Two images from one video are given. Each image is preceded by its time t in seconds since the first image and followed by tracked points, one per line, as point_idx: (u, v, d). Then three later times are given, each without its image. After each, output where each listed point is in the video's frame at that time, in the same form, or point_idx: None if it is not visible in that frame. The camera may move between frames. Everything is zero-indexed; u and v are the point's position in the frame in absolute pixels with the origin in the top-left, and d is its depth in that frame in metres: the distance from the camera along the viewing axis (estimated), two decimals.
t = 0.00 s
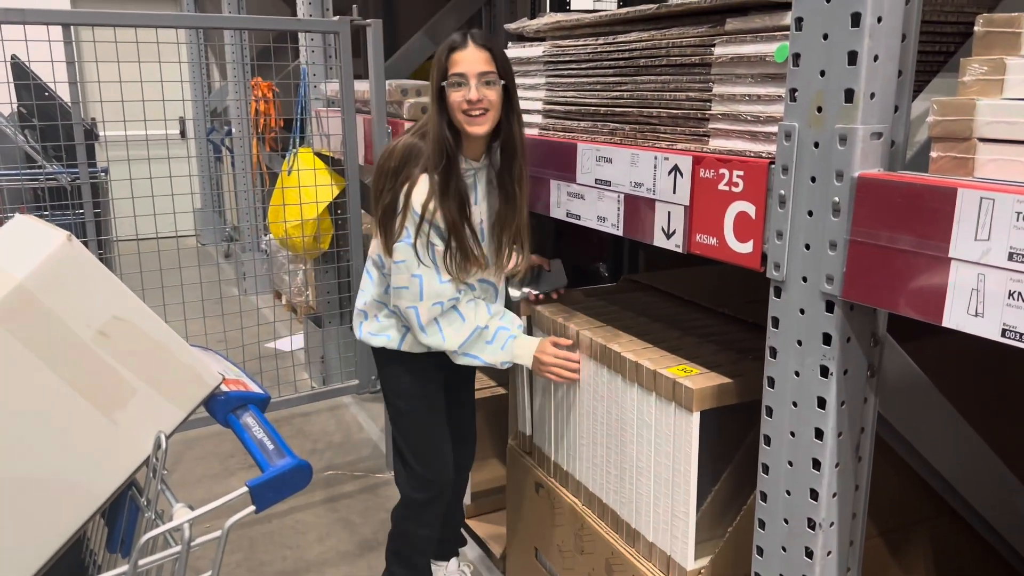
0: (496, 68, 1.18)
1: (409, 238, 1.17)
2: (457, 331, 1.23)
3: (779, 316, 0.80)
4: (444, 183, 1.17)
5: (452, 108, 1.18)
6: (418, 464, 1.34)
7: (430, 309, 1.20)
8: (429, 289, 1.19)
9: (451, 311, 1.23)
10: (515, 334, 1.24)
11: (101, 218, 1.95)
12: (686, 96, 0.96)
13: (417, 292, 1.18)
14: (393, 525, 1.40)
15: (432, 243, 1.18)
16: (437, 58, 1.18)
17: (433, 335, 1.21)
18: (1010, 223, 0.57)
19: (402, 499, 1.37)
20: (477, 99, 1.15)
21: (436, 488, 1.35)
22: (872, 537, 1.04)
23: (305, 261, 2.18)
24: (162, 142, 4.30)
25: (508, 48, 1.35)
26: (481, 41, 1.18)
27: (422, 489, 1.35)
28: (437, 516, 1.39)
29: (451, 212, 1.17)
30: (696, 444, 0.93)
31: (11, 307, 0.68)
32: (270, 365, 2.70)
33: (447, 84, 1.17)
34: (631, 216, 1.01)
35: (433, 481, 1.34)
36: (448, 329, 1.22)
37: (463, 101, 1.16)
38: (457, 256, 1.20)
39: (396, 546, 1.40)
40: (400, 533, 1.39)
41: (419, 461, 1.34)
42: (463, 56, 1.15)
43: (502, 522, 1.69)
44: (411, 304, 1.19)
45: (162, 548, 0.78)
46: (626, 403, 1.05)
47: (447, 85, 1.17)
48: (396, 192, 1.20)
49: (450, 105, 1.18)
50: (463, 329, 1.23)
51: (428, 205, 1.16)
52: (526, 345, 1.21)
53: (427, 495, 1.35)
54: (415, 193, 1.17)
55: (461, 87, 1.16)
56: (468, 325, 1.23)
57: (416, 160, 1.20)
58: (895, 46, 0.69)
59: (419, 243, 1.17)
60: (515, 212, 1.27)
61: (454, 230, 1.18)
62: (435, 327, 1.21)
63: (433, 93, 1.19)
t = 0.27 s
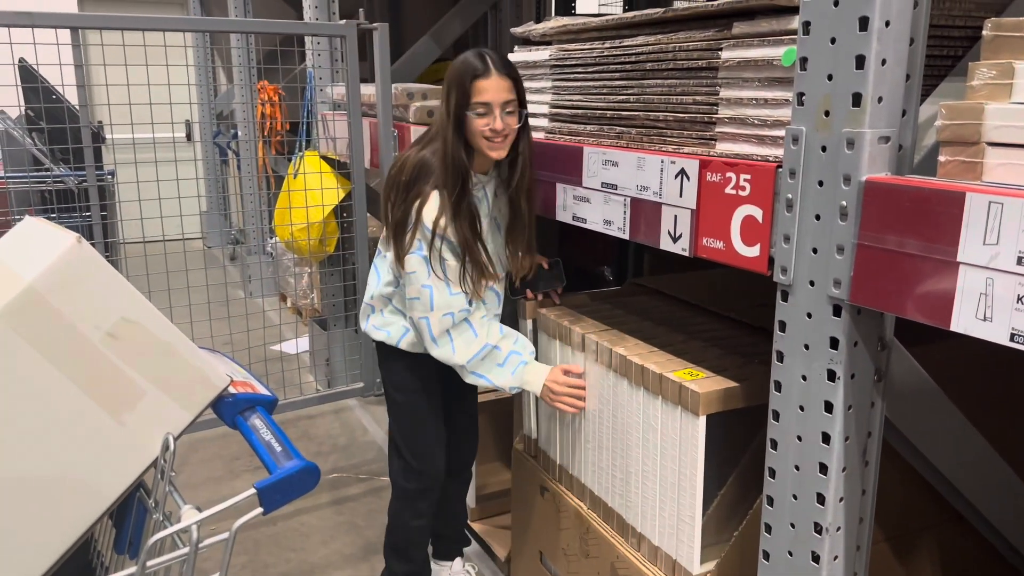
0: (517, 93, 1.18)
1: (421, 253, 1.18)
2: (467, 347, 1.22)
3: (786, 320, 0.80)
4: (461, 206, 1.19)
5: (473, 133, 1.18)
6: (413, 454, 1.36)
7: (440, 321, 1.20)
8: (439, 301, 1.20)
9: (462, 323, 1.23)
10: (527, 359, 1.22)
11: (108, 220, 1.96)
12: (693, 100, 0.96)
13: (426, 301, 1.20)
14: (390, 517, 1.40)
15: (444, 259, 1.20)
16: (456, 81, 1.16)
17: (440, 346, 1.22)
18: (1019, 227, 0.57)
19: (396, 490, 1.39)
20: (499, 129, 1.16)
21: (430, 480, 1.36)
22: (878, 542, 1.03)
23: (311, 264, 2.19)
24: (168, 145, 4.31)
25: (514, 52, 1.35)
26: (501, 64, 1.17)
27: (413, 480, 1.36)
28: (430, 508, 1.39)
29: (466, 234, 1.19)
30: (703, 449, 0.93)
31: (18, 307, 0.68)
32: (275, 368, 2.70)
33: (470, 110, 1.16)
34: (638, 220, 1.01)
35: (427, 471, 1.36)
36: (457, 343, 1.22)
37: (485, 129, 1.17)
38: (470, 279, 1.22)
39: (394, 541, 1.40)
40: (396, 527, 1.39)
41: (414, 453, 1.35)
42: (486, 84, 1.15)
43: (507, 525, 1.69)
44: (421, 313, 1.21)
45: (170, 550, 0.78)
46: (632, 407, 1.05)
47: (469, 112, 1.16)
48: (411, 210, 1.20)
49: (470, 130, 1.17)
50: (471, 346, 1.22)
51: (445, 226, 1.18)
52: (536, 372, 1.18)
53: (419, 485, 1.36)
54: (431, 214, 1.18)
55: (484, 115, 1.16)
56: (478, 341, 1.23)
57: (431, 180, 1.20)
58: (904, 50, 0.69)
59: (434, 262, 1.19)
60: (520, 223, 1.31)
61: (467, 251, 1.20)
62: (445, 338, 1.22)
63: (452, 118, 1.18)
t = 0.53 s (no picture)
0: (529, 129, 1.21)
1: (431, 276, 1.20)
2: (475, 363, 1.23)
3: (791, 323, 0.80)
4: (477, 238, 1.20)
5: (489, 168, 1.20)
6: (412, 450, 1.37)
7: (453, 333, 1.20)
8: (451, 314, 1.20)
9: (473, 338, 1.24)
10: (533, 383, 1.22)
11: (113, 222, 1.96)
12: (697, 103, 0.96)
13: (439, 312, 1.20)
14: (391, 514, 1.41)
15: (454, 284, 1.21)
16: (473, 117, 1.16)
17: (448, 358, 1.22)
18: None
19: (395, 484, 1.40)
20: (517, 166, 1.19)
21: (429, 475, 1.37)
22: (883, 546, 1.03)
23: (315, 266, 2.19)
24: (174, 147, 4.33)
25: (518, 55, 1.35)
26: (516, 101, 1.18)
27: (413, 475, 1.37)
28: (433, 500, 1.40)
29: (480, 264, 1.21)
30: (707, 452, 0.92)
31: (26, 310, 0.69)
32: (280, 370, 2.71)
33: (487, 147, 1.17)
34: (642, 223, 1.01)
35: (426, 467, 1.37)
36: (466, 356, 1.23)
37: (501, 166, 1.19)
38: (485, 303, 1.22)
39: (396, 536, 1.40)
40: (398, 522, 1.39)
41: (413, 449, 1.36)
42: (505, 124, 1.16)
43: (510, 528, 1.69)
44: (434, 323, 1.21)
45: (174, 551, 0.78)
46: (636, 410, 1.05)
47: (487, 149, 1.17)
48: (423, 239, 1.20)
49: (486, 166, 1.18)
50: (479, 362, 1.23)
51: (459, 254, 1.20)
52: (541, 398, 1.19)
53: (420, 480, 1.37)
54: (445, 244, 1.19)
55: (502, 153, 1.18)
56: (487, 357, 1.23)
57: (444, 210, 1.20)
58: (908, 53, 0.69)
59: (446, 289, 1.20)
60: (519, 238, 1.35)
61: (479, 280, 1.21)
62: (456, 351, 1.22)
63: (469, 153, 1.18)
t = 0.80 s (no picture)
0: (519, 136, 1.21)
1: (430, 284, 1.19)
2: (477, 363, 1.23)
3: (795, 326, 0.80)
4: (475, 246, 1.19)
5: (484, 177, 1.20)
6: (407, 451, 1.37)
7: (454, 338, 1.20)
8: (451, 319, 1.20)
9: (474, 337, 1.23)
10: (535, 375, 1.22)
11: (118, 224, 1.97)
12: (701, 105, 0.96)
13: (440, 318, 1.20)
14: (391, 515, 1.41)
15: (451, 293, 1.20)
16: (465, 128, 1.16)
17: (450, 360, 1.22)
18: None
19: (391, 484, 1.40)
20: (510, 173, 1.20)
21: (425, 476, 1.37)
22: (887, 548, 1.03)
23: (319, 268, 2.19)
24: (178, 149, 4.34)
25: (522, 57, 1.35)
26: (507, 111, 1.18)
27: (409, 475, 1.37)
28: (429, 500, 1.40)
29: (475, 275, 1.19)
30: (710, 454, 0.92)
31: (32, 313, 0.69)
32: (284, 371, 2.71)
33: (480, 157, 1.17)
34: (646, 225, 1.01)
35: (422, 467, 1.37)
36: (468, 358, 1.22)
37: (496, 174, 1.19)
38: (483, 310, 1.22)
39: (397, 535, 1.40)
40: (399, 522, 1.39)
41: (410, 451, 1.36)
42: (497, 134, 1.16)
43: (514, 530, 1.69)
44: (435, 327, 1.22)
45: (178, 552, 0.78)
46: (639, 412, 1.05)
47: (480, 159, 1.17)
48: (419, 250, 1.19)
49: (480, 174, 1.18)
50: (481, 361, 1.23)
51: (456, 265, 1.18)
52: (545, 390, 1.19)
53: (415, 480, 1.37)
54: (444, 254, 1.17)
55: (496, 162, 1.19)
56: (487, 357, 1.23)
57: (440, 219, 1.19)
58: (913, 55, 0.69)
59: (444, 298, 1.19)
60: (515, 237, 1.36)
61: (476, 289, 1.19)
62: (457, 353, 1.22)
63: (462, 163, 1.17)
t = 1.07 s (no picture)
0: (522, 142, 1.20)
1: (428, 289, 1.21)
2: (476, 364, 1.23)
3: (799, 327, 0.80)
4: (471, 252, 1.18)
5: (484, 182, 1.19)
6: (417, 451, 1.38)
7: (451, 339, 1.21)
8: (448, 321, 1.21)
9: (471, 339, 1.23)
10: (533, 374, 1.23)
11: (122, 225, 1.97)
12: (705, 106, 0.96)
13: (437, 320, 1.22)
14: (399, 517, 1.41)
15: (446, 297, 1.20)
16: (468, 132, 1.15)
17: (449, 361, 1.24)
18: None
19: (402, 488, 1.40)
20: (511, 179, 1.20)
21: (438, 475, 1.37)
22: (891, 551, 1.03)
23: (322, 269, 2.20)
24: (182, 150, 4.35)
25: (526, 58, 1.36)
26: (510, 116, 1.17)
27: (419, 477, 1.37)
28: (439, 502, 1.40)
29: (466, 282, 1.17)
30: (714, 457, 0.92)
31: (37, 314, 0.69)
32: (287, 372, 2.71)
33: (481, 163, 1.16)
34: (650, 226, 1.01)
35: (433, 469, 1.37)
36: (465, 359, 1.23)
37: (497, 179, 1.19)
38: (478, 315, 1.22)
39: (402, 538, 1.40)
40: (407, 524, 1.39)
41: (419, 451, 1.37)
42: (499, 140, 1.15)
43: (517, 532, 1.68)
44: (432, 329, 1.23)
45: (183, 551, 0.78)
46: (643, 413, 1.05)
47: (482, 165, 1.16)
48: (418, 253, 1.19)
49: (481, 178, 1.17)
50: (480, 361, 1.23)
51: (448, 270, 1.17)
52: (542, 387, 1.20)
53: (425, 482, 1.37)
54: (441, 258, 1.17)
55: (498, 167, 1.18)
56: (486, 357, 1.23)
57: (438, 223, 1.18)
58: (917, 56, 0.69)
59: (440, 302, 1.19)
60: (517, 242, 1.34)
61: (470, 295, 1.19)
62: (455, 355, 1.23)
63: (462, 167, 1.16)
